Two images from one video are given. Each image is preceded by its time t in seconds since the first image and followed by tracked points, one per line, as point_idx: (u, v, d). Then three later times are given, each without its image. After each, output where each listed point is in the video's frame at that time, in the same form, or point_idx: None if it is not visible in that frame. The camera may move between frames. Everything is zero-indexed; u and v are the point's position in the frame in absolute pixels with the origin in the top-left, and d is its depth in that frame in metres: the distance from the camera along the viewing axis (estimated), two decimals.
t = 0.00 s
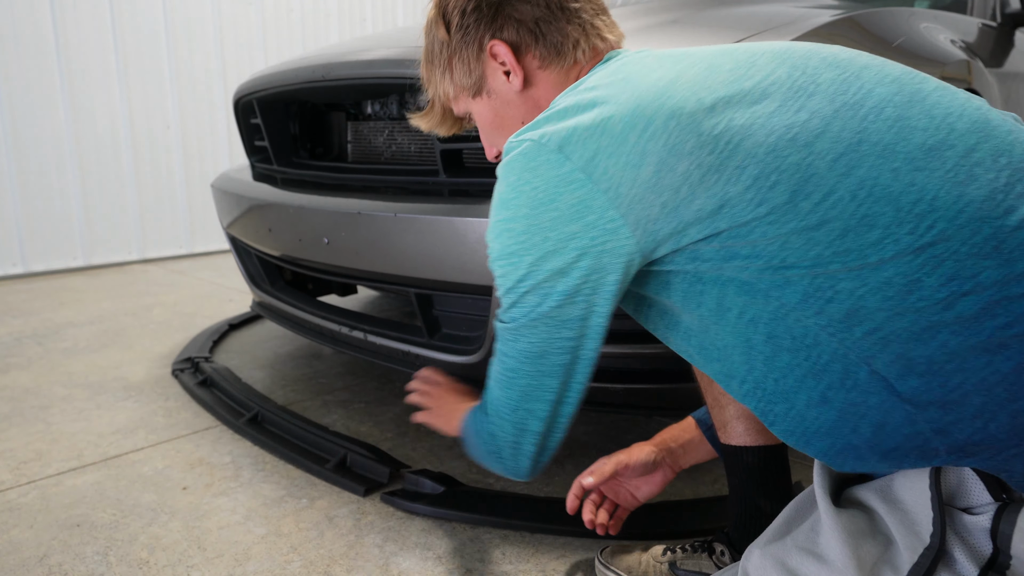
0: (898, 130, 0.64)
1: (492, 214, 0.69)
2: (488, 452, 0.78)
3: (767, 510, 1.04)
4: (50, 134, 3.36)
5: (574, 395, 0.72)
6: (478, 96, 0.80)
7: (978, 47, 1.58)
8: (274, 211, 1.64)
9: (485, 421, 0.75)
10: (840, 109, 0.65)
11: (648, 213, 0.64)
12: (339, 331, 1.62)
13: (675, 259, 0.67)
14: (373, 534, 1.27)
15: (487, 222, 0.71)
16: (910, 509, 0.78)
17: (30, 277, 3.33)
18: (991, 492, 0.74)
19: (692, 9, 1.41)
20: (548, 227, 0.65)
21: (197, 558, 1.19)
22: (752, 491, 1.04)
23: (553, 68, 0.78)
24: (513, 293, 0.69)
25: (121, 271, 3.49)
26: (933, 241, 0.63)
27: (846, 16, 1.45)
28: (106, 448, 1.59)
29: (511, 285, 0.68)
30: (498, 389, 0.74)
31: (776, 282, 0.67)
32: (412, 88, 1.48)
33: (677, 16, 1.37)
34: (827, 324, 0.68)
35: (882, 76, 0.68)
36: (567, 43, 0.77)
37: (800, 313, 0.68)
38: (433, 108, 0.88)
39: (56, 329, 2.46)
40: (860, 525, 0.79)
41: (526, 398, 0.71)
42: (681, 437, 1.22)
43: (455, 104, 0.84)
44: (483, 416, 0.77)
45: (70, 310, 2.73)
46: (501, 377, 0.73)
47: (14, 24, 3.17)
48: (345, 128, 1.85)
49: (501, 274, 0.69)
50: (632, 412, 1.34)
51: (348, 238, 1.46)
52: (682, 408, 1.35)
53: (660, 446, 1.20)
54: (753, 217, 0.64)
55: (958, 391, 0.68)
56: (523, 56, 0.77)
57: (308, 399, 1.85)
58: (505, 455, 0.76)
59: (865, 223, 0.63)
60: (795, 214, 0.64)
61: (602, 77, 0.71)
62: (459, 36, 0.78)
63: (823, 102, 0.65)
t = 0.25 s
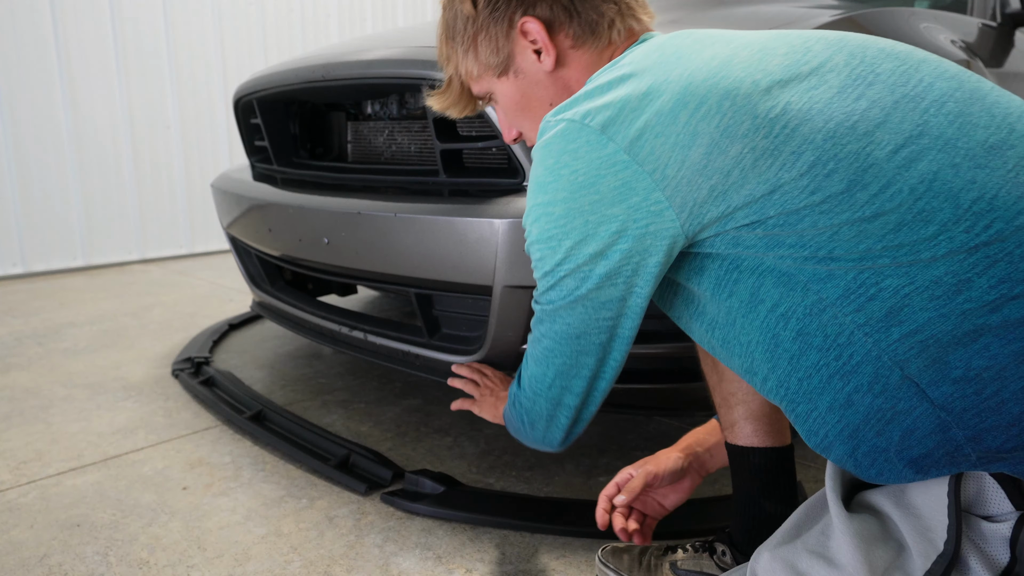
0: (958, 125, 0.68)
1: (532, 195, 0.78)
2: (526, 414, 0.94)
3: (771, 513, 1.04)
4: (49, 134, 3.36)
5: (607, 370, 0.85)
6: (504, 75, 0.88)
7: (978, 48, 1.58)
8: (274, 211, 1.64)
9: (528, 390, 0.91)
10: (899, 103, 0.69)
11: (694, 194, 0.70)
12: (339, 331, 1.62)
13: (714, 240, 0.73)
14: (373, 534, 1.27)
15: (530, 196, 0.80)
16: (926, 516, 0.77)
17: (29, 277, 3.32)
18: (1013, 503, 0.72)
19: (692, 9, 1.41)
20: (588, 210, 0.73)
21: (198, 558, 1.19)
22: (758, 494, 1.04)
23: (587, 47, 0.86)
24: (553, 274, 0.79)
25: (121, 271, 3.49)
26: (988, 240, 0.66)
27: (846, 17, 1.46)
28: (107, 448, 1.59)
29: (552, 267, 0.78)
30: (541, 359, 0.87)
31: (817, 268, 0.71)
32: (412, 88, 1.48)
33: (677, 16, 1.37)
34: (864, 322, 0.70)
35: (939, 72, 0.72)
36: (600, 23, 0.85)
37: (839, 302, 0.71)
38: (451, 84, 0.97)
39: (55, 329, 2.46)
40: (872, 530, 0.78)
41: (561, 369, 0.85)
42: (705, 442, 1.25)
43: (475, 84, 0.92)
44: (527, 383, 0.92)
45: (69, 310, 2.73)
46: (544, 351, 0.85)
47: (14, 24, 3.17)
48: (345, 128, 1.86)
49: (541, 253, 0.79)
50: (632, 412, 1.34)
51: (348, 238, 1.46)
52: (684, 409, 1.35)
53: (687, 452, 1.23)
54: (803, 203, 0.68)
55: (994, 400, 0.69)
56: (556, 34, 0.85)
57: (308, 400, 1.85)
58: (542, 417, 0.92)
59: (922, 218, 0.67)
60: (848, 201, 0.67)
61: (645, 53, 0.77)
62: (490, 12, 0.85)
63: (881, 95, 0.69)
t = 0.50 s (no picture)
0: (977, 118, 0.67)
1: (542, 162, 0.78)
2: (511, 375, 0.94)
3: (773, 513, 1.03)
4: (49, 134, 3.36)
5: (592, 344, 0.84)
6: (526, 56, 0.89)
7: (978, 48, 1.58)
8: (274, 211, 1.64)
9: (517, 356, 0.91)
10: (918, 93, 0.68)
11: (702, 176, 0.69)
12: (339, 331, 1.62)
13: (720, 226, 0.72)
14: (373, 534, 1.27)
15: (539, 167, 0.80)
16: (929, 523, 0.76)
17: (29, 277, 3.32)
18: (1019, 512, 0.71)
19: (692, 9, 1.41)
20: (595, 181, 0.72)
21: (198, 558, 1.19)
22: (763, 493, 1.04)
23: (610, 30, 0.87)
24: (552, 243, 0.79)
25: (121, 271, 3.49)
26: (999, 235, 0.65)
27: (846, 17, 1.46)
28: (107, 448, 1.59)
29: (552, 237, 0.78)
30: (532, 326, 0.86)
31: (823, 255, 0.70)
32: (412, 88, 1.48)
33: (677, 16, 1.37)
34: (871, 310, 0.70)
35: (961, 65, 0.70)
36: (623, 7, 0.87)
37: (844, 289, 0.71)
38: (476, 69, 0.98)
39: (55, 329, 2.46)
40: (875, 537, 0.78)
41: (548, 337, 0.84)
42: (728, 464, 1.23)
43: (499, 67, 0.93)
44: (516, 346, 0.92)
45: (69, 310, 2.73)
46: (535, 316, 0.85)
47: (14, 24, 3.17)
48: (345, 128, 1.86)
49: (542, 218, 0.79)
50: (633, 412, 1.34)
51: (348, 238, 1.46)
52: (684, 409, 1.35)
53: (713, 476, 1.19)
54: (813, 189, 0.68)
55: (996, 398, 0.69)
56: (580, 16, 0.86)
57: (309, 399, 1.85)
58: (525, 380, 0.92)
59: (932, 210, 0.66)
60: (859, 189, 0.67)
61: (670, 35, 0.77)
62: None
63: (899, 83, 0.68)
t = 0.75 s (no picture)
0: (988, 115, 0.66)
1: (548, 148, 0.78)
2: (508, 359, 0.96)
3: (774, 513, 1.03)
4: (49, 134, 3.36)
5: (589, 334, 0.85)
6: (538, 50, 0.89)
7: (978, 48, 1.58)
8: (274, 212, 1.64)
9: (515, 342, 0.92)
10: (928, 88, 0.67)
11: (707, 166, 0.69)
12: (339, 331, 1.62)
13: (724, 219, 0.73)
14: (373, 534, 1.27)
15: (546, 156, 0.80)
16: (931, 526, 0.76)
17: (29, 277, 3.32)
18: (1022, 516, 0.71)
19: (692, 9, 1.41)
20: (599, 169, 0.73)
21: (198, 558, 1.19)
22: (764, 493, 1.04)
23: (620, 24, 0.87)
24: (555, 230, 0.79)
25: (120, 271, 3.49)
26: (1004, 234, 0.65)
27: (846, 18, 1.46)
28: (106, 448, 1.59)
29: (554, 224, 0.79)
30: (531, 312, 0.87)
31: (826, 250, 0.70)
32: (413, 88, 1.48)
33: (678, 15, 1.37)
34: (873, 309, 0.70)
35: (974, 62, 0.70)
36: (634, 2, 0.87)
37: (845, 285, 0.71)
38: (490, 65, 0.99)
39: (55, 329, 2.46)
40: (876, 540, 0.78)
41: (546, 323, 0.85)
42: (727, 471, 1.22)
43: (510, 61, 0.94)
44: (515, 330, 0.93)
45: (69, 310, 2.73)
46: (534, 301, 0.86)
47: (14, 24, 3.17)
48: (345, 128, 1.86)
49: (545, 205, 0.80)
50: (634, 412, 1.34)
51: (348, 238, 1.46)
52: (685, 409, 1.35)
53: (710, 483, 1.19)
54: (817, 182, 0.68)
55: (997, 401, 0.69)
56: (590, 10, 0.86)
57: (309, 399, 1.85)
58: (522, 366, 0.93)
59: (938, 206, 0.66)
60: (865, 183, 0.67)
61: (689, 24, 0.77)
62: None
63: (910, 78, 0.68)
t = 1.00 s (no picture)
0: (991, 113, 0.66)
1: (550, 137, 0.78)
2: (501, 347, 0.96)
3: (774, 513, 1.03)
4: (49, 133, 3.36)
5: (583, 325, 0.85)
6: (544, 43, 0.89)
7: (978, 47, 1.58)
8: (274, 212, 1.64)
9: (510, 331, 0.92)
10: (932, 85, 0.67)
11: (707, 160, 0.69)
12: (339, 331, 1.62)
13: (724, 213, 0.73)
14: (373, 534, 1.27)
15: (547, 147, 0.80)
16: (932, 527, 0.76)
17: (29, 277, 3.32)
18: (1022, 517, 0.70)
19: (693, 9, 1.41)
20: (600, 159, 0.73)
21: (198, 558, 1.19)
22: (764, 492, 1.04)
23: (627, 18, 0.87)
24: (554, 219, 0.79)
25: (120, 271, 3.49)
26: (1005, 232, 0.65)
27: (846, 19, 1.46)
28: (106, 448, 1.59)
29: (554, 213, 0.79)
30: (527, 301, 0.87)
31: (825, 245, 0.70)
32: (413, 87, 1.48)
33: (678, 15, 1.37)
34: (872, 306, 0.70)
35: (979, 61, 0.70)
36: None
37: (844, 280, 0.71)
38: (495, 59, 0.99)
39: (55, 329, 2.46)
40: (876, 541, 0.78)
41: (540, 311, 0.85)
42: (727, 472, 1.22)
43: (516, 55, 0.93)
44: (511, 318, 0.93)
45: (69, 310, 2.73)
46: (529, 289, 0.86)
47: (14, 24, 3.17)
48: (345, 128, 1.86)
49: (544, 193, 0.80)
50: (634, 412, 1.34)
51: (348, 239, 1.46)
52: (685, 409, 1.35)
53: (710, 484, 1.19)
54: (818, 177, 0.67)
55: (995, 399, 0.69)
56: (598, 5, 0.86)
57: (309, 399, 1.85)
58: (514, 353, 0.93)
59: (938, 203, 0.66)
60: (866, 178, 0.67)
61: (697, 18, 0.77)
62: None
63: (915, 75, 0.68)
